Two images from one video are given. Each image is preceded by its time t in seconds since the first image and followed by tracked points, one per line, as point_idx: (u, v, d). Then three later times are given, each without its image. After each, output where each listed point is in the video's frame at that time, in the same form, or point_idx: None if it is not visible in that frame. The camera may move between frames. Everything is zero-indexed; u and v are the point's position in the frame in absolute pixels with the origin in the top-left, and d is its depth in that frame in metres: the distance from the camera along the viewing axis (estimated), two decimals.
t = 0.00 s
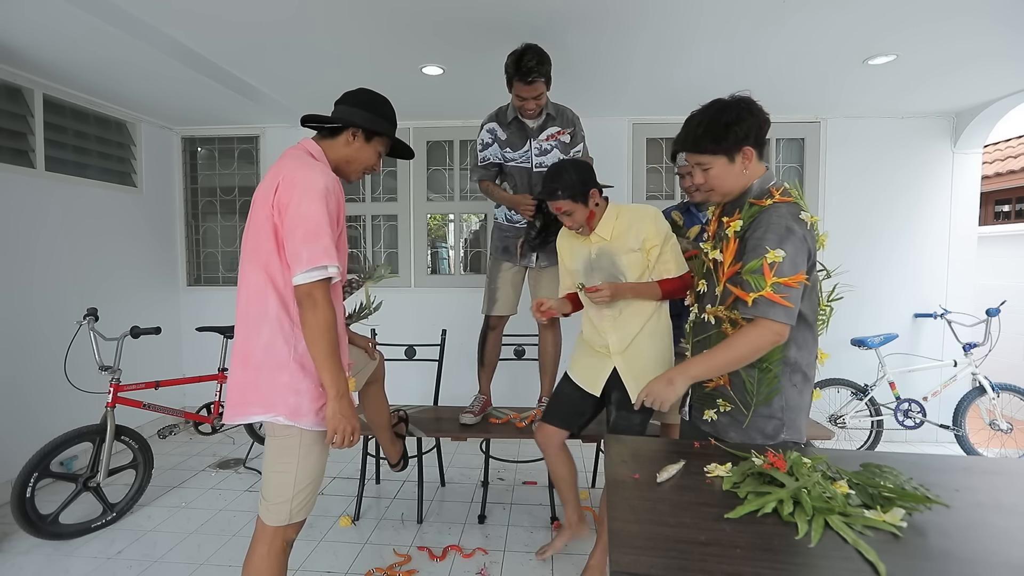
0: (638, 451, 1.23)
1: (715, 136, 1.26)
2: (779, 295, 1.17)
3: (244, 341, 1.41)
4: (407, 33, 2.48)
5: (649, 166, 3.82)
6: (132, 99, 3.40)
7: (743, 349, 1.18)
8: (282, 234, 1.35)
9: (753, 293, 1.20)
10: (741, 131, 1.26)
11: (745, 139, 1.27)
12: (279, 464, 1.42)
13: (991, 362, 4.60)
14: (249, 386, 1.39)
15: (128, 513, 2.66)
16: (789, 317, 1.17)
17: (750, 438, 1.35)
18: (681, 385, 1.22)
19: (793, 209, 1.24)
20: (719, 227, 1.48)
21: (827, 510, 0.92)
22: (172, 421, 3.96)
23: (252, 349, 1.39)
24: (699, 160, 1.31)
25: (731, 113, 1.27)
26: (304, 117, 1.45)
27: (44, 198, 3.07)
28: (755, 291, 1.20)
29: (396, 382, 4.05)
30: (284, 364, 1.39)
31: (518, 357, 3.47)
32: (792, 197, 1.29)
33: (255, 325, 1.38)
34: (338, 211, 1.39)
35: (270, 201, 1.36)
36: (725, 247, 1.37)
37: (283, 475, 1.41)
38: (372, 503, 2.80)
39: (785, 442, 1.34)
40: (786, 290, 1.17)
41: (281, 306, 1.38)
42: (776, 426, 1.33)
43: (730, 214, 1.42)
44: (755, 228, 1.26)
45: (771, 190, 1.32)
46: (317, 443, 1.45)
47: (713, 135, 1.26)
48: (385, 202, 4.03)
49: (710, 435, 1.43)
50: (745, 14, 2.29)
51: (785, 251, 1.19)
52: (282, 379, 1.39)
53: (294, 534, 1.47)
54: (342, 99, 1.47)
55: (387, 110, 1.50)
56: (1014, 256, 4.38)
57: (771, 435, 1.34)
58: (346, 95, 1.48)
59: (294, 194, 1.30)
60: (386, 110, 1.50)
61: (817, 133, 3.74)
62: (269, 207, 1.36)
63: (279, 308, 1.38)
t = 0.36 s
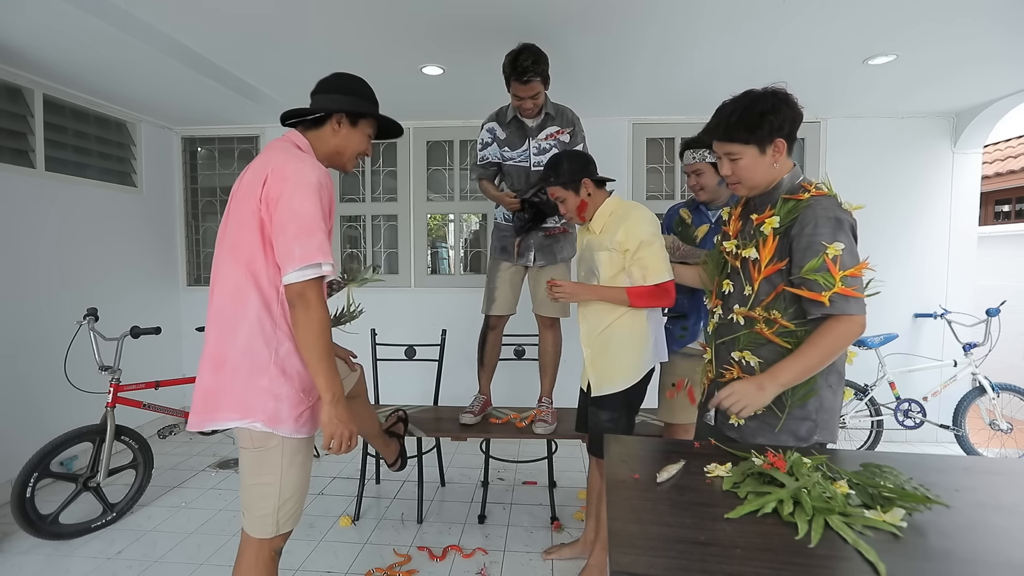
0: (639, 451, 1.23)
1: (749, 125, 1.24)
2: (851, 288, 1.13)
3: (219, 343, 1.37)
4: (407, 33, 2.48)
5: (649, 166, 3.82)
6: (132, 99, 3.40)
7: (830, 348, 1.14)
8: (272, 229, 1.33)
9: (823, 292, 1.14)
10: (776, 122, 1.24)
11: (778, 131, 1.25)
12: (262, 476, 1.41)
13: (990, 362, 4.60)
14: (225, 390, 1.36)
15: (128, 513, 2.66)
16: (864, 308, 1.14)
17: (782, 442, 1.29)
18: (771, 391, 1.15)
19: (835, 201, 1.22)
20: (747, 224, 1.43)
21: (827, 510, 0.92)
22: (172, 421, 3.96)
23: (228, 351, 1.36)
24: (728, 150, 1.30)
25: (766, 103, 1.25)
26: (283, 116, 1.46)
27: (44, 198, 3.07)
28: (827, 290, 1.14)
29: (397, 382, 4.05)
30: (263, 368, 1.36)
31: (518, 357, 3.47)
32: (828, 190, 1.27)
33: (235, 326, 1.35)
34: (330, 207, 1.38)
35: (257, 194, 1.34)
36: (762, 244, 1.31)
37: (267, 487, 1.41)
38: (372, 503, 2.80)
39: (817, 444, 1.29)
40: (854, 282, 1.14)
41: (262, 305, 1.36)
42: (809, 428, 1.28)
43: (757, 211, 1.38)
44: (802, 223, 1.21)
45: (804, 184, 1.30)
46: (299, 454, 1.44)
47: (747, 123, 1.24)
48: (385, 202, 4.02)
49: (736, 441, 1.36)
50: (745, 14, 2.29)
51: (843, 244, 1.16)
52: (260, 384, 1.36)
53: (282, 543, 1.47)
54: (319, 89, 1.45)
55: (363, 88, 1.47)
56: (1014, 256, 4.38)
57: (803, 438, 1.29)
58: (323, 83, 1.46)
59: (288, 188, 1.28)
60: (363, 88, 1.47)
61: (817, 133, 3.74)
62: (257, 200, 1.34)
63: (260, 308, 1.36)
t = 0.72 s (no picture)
0: (639, 451, 1.23)
1: (760, 122, 1.24)
2: (886, 281, 1.12)
3: (205, 353, 1.37)
4: (407, 33, 2.48)
5: (649, 166, 3.82)
6: (132, 99, 3.40)
7: (879, 347, 1.11)
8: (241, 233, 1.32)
9: (861, 286, 1.13)
10: (790, 118, 1.23)
11: (791, 127, 1.24)
12: (256, 479, 1.40)
13: (990, 362, 4.59)
14: (215, 401, 1.36)
15: (128, 513, 2.66)
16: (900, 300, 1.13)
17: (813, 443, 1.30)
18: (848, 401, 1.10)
19: (856, 194, 1.22)
20: (762, 224, 1.43)
21: (827, 510, 0.92)
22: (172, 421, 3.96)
23: (215, 361, 1.36)
24: (741, 148, 1.30)
25: (778, 100, 1.25)
26: (243, 113, 1.44)
27: (44, 199, 3.07)
28: (864, 284, 1.12)
29: (397, 382, 4.05)
30: (250, 376, 1.36)
31: (518, 357, 3.46)
32: (846, 185, 1.27)
33: (217, 335, 1.35)
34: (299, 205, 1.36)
35: (224, 199, 1.34)
36: (783, 243, 1.30)
37: (261, 489, 1.40)
38: (372, 503, 2.80)
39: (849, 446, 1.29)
40: (886, 274, 1.13)
41: (242, 312, 1.35)
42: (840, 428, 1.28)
43: (774, 210, 1.38)
44: (828, 219, 1.21)
45: (821, 181, 1.30)
46: (291, 456, 1.43)
47: (759, 120, 1.25)
48: (385, 202, 4.02)
49: (764, 444, 1.37)
50: (746, 14, 2.29)
51: (873, 236, 1.16)
52: (248, 392, 1.36)
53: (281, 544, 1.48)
54: (268, 74, 1.42)
55: (318, 60, 1.43)
56: (1014, 256, 4.38)
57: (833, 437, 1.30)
58: (271, 66, 1.42)
59: (251, 189, 1.27)
60: (318, 61, 1.43)
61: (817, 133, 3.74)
62: (224, 206, 1.34)
63: (240, 314, 1.35)
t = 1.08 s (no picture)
0: (639, 451, 1.23)
1: (756, 123, 1.25)
2: (871, 292, 1.12)
3: (209, 342, 1.47)
4: (407, 33, 2.48)
5: (649, 166, 3.83)
6: (132, 99, 3.40)
7: (872, 366, 1.12)
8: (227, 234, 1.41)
9: (844, 295, 1.13)
10: (786, 121, 1.23)
11: (787, 132, 1.24)
12: (251, 466, 1.46)
13: (990, 362, 4.60)
14: (216, 386, 1.45)
15: (128, 513, 2.66)
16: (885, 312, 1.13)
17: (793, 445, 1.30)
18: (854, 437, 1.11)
19: (852, 202, 1.21)
20: (759, 225, 1.43)
21: (827, 510, 0.92)
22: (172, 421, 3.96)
23: (216, 349, 1.45)
24: (737, 145, 1.31)
25: (779, 101, 1.24)
26: (244, 122, 1.51)
27: (45, 199, 3.07)
28: (848, 293, 1.13)
29: (397, 382, 4.05)
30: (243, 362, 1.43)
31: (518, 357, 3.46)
32: (844, 191, 1.27)
33: (217, 326, 1.44)
34: (279, 207, 1.43)
35: (216, 203, 1.43)
36: (777, 246, 1.30)
37: (257, 476, 1.46)
38: (372, 503, 2.80)
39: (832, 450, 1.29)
40: (873, 286, 1.14)
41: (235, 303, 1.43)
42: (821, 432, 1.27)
43: (770, 211, 1.39)
44: (822, 224, 1.21)
45: (818, 185, 1.30)
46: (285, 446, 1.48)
47: (754, 121, 1.25)
48: (385, 202, 4.03)
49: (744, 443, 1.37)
50: (746, 14, 2.29)
51: (864, 247, 1.15)
52: (243, 377, 1.43)
53: (280, 531, 1.53)
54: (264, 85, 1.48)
55: (310, 74, 1.49)
56: (1014, 256, 4.38)
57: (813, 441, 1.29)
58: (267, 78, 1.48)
59: (231, 192, 1.36)
60: (311, 74, 1.50)
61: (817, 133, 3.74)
62: (216, 209, 1.44)
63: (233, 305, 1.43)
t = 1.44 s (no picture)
0: (638, 451, 1.23)
1: (752, 121, 1.25)
2: (864, 295, 1.13)
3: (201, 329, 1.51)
4: (406, 34, 2.48)
5: (649, 166, 3.83)
6: (132, 99, 3.40)
7: (869, 367, 1.12)
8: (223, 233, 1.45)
9: (838, 299, 1.14)
10: (781, 124, 1.22)
11: (780, 135, 1.24)
12: (244, 449, 1.49)
13: (990, 362, 4.59)
14: (204, 373, 1.48)
15: (128, 513, 2.66)
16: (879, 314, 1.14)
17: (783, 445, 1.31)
18: (854, 442, 1.11)
19: (842, 206, 1.23)
20: (749, 228, 1.43)
21: (826, 510, 0.92)
22: (172, 421, 3.96)
23: (208, 336, 1.49)
24: (729, 142, 1.31)
25: (778, 102, 1.23)
26: (251, 134, 1.57)
27: (44, 199, 3.07)
28: (841, 298, 1.13)
29: (397, 382, 4.05)
30: (231, 350, 1.46)
31: (517, 357, 3.45)
32: (832, 195, 1.28)
33: (209, 316, 1.49)
34: (275, 210, 1.47)
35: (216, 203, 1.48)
36: (768, 250, 1.30)
37: (249, 458, 1.50)
38: (372, 503, 2.80)
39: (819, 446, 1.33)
40: (866, 288, 1.14)
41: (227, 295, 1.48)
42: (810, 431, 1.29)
43: (759, 214, 1.39)
44: (814, 229, 1.22)
45: (808, 188, 1.32)
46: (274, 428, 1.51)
47: (750, 119, 1.25)
48: (385, 202, 4.03)
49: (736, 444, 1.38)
50: (745, 14, 2.29)
51: (855, 251, 1.16)
52: (230, 364, 1.46)
53: (277, 515, 1.56)
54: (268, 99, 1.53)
55: (302, 86, 1.52)
56: (1014, 256, 4.38)
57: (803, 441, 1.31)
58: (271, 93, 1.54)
59: (228, 195, 1.40)
60: (306, 87, 1.53)
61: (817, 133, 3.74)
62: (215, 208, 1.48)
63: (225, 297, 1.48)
